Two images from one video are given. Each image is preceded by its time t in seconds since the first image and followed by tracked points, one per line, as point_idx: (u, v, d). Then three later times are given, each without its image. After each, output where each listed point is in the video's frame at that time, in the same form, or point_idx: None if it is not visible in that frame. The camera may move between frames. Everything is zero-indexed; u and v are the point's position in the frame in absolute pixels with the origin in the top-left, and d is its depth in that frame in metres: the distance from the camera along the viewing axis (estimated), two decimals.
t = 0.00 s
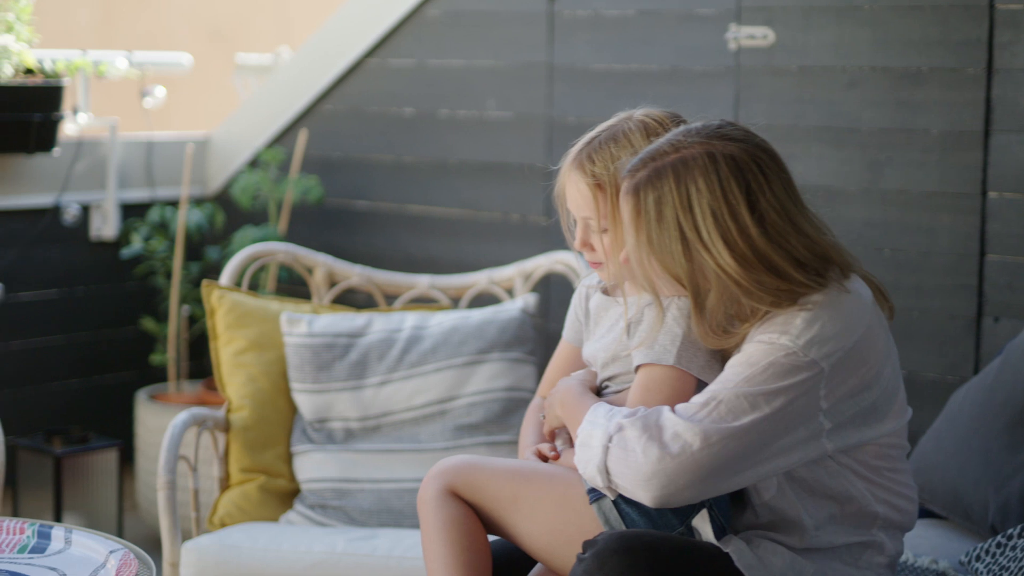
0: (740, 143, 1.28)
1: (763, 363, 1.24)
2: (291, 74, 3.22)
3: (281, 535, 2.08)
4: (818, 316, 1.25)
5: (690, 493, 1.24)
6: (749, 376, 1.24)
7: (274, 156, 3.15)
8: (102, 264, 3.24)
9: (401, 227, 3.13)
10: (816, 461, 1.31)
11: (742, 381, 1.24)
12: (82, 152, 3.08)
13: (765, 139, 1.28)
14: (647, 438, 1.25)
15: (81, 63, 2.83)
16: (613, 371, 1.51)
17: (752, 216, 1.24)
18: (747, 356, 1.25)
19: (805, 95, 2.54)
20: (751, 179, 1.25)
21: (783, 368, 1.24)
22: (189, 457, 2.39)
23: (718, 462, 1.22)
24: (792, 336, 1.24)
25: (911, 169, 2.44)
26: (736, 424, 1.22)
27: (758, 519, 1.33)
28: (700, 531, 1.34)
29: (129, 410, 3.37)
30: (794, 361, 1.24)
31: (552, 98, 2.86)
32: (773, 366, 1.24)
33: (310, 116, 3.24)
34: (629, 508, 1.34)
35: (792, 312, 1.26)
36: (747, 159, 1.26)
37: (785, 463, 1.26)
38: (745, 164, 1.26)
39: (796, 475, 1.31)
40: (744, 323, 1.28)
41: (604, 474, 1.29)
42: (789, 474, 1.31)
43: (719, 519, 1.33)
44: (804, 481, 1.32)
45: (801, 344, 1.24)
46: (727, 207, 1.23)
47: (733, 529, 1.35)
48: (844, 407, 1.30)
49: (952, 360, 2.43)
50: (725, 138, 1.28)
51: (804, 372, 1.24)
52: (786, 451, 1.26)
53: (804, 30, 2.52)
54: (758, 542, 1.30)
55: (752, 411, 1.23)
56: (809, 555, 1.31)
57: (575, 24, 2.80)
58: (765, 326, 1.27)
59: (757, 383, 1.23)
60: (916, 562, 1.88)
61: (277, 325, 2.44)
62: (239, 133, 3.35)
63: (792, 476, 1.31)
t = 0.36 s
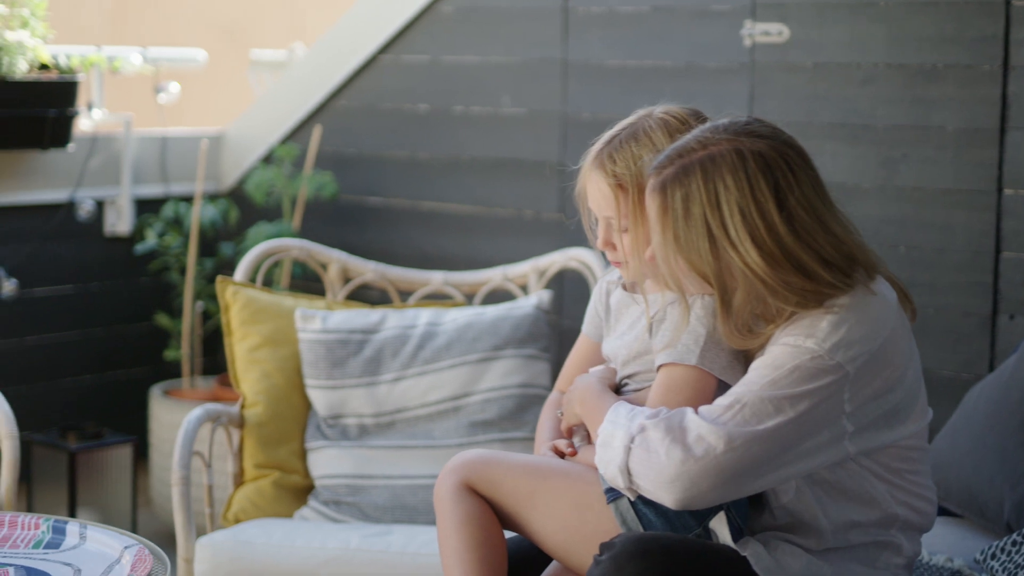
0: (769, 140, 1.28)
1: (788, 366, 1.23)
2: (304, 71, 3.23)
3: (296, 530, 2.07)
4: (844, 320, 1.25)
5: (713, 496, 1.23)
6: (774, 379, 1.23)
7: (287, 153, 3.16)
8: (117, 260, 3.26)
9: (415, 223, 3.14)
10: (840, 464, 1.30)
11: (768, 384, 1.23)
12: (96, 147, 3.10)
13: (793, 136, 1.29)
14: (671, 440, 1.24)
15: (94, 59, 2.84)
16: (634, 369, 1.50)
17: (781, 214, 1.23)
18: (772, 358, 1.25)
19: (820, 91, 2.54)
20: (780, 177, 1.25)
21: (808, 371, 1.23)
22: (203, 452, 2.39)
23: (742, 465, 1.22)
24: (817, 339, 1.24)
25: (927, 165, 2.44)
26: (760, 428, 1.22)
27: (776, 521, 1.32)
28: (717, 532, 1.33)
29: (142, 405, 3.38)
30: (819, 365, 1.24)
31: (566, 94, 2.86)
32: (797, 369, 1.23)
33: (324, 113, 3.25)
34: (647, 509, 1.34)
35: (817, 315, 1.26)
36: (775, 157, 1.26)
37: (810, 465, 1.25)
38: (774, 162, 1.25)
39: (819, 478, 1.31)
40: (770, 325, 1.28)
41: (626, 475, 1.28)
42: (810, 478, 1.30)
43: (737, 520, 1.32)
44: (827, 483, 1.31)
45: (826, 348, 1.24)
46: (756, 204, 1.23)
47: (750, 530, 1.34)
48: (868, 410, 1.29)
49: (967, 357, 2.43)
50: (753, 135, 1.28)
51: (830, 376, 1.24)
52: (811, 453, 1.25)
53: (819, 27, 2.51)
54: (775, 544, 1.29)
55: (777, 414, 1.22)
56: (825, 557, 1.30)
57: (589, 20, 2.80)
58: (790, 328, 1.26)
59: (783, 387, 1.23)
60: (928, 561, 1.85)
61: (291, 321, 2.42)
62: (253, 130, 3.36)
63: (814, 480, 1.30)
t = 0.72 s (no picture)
0: (792, 148, 1.28)
1: (808, 377, 1.23)
2: (315, 75, 3.25)
3: (307, 535, 2.05)
4: (864, 332, 1.25)
5: (731, 506, 1.23)
6: (794, 390, 1.23)
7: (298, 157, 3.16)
8: (128, 264, 3.27)
9: (425, 227, 3.15)
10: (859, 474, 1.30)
11: (787, 395, 1.23)
12: (107, 152, 3.12)
13: (816, 144, 1.29)
14: (689, 450, 1.24)
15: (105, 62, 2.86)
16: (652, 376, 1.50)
17: (804, 223, 1.24)
18: (791, 369, 1.25)
19: (831, 95, 2.54)
20: (804, 186, 1.25)
21: (828, 382, 1.23)
22: (215, 457, 2.38)
23: (761, 476, 1.22)
24: (838, 350, 1.24)
25: (938, 169, 2.43)
26: (779, 439, 1.22)
27: (791, 529, 1.31)
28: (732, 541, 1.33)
29: (152, 409, 3.38)
30: (839, 376, 1.24)
31: (577, 98, 2.87)
32: (817, 381, 1.23)
33: (334, 117, 3.27)
34: (663, 517, 1.33)
35: (838, 326, 1.25)
36: (799, 165, 1.26)
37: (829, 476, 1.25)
38: (798, 170, 1.26)
39: (836, 488, 1.30)
40: (790, 334, 1.28)
41: (643, 484, 1.28)
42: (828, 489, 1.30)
43: (752, 528, 1.32)
44: (845, 492, 1.30)
45: (846, 359, 1.24)
46: (780, 212, 1.23)
47: (764, 538, 1.34)
48: (889, 420, 1.29)
49: (979, 361, 2.42)
50: (776, 143, 1.28)
51: (849, 388, 1.24)
52: (831, 463, 1.25)
53: (830, 31, 2.51)
54: (791, 553, 1.29)
55: (796, 425, 1.22)
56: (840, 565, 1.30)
57: (600, 24, 2.82)
58: (811, 338, 1.26)
59: (802, 398, 1.23)
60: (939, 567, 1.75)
61: (302, 325, 2.37)
62: (263, 134, 3.37)
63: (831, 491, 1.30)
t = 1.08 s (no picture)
0: (808, 150, 1.28)
1: (826, 381, 1.23)
2: (326, 76, 3.26)
3: (318, 536, 2.04)
4: (882, 337, 1.25)
5: (748, 509, 1.23)
6: (811, 395, 1.23)
7: (307, 158, 3.17)
8: (137, 266, 3.27)
9: (435, 229, 3.17)
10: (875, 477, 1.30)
11: (805, 399, 1.23)
12: (117, 153, 3.13)
13: (832, 146, 1.28)
14: (706, 453, 1.24)
15: (116, 64, 2.87)
16: (667, 378, 1.50)
17: (820, 225, 1.24)
18: (809, 373, 1.25)
19: (842, 96, 2.54)
20: (820, 189, 1.25)
21: (846, 387, 1.23)
22: (225, 458, 2.38)
23: (777, 480, 1.22)
24: (855, 354, 1.24)
25: (949, 170, 2.43)
26: (797, 442, 1.22)
27: (805, 531, 1.31)
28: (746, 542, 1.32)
29: (162, 411, 3.39)
30: (857, 381, 1.24)
31: (587, 100, 2.88)
32: (835, 386, 1.23)
33: (345, 118, 3.28)
34: (677, 519, 1.33)
35: (856, 331, 1.25)
36: (814, 168, 1.26)
37: (845, 480, 1.25)
38: (813, 173, 1.26)
39: (851, 492, 1.30)
40: (806, 337, 1.28)
41: (659, 486, 1.28)
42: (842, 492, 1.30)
43: (766, 530, 1.31)
44: (861, 495, 1.30)
45: (864, 363, 1.24)
46: (795, 215, 1.23)
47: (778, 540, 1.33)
48: (905, 423, 1.29)
49: (990, 363, 2.42)
50: (792, 145, 1.28)
51: (867, 392, 1.24)
52: (847, 465, 1.25)
53: (841, 33, 2.51)
54: (805, 555, 1.29)
55: (813, 430, 1.22)
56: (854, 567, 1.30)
57: (611, 26, 2.82)
58: (828, 342, 1.26)
59: (820, 402, 1.23)
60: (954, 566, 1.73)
61: (313, 326, 2.34)
62: (273, 135, 3.38)
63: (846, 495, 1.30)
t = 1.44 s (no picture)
0: (816, 153, 1.28)
1: (833, 384, 1.23)
2: (331, 77, 3.27)
3: (323, 536, 2.05)
4: (889, 339, 1.25)
5: (754, 511, 1.23)
6: (819, 396, 1.23)
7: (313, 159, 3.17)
8: (142, 266, 3.27)
9: (440, 229, 3.17)
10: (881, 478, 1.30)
11: (812, 401, 1.23)
12: (123, 153, 3.13)
13: (840, 149, 1.28)
14: (714, 455, 1.24)
15: (122, 65, 2.88)
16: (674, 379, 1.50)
17: (828, 229, 1.24)
18: (816, 375, 1.25)
19: (847, 97, 2.54)
20: (828, 192, 1.25)
21: (853, 389, 1.23)
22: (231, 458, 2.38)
23: (785, 482, 1.22)
24: (862, 357, 1.24)
25: (954, 171, 2.44)
26: (805, 444, 1.22)
27: (811, 533, 1.31)
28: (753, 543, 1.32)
29: (167, 411, 3.39)
30: (864, 383, 1.24)
31: (592, 100, 2.88)
32: (842, 388, 1.23)
33: (350, 118, 3.29)
34: (684, 520, 1.33)
35: (864, 334, 1.26)
36: (822, 171, 1.26)
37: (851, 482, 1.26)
38: (821, 176, 1.26)
39: (858, 493, 1.30)
40: (814, 339, 1.28)
41: (666, 487, 1.29)
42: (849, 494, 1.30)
43: (773, 531, 1.31)
44: (868, 497, 1.30)
45: (872, 366, 1.24)
46: (803, 219, 1.23)
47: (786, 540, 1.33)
48: (911, 425, 1.29)
49: (995, 363, 2.43)
50: (800, 148, 1.28)
51: (874, 394, 1.24)
52: (854, 468, 1.25)
53: (846, 34, 2.52)
54: (811, 555, 1.29)
55: (821, 432, 1.22)
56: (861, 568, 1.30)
57: (616, 26, 2.83)
58: (835, 344, 1.26)
59: (828, 404, 1.23)
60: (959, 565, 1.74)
61: (318, 326, 2.33)
62: (279, 135, 3.38)
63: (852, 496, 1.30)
